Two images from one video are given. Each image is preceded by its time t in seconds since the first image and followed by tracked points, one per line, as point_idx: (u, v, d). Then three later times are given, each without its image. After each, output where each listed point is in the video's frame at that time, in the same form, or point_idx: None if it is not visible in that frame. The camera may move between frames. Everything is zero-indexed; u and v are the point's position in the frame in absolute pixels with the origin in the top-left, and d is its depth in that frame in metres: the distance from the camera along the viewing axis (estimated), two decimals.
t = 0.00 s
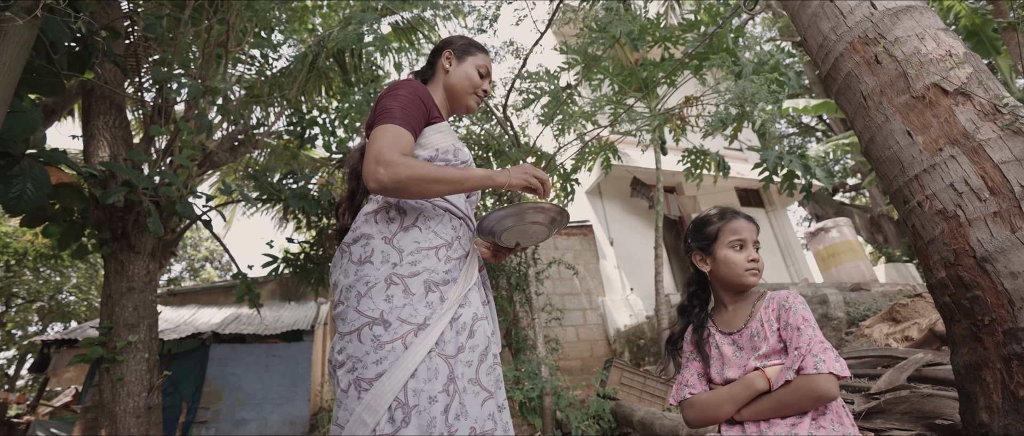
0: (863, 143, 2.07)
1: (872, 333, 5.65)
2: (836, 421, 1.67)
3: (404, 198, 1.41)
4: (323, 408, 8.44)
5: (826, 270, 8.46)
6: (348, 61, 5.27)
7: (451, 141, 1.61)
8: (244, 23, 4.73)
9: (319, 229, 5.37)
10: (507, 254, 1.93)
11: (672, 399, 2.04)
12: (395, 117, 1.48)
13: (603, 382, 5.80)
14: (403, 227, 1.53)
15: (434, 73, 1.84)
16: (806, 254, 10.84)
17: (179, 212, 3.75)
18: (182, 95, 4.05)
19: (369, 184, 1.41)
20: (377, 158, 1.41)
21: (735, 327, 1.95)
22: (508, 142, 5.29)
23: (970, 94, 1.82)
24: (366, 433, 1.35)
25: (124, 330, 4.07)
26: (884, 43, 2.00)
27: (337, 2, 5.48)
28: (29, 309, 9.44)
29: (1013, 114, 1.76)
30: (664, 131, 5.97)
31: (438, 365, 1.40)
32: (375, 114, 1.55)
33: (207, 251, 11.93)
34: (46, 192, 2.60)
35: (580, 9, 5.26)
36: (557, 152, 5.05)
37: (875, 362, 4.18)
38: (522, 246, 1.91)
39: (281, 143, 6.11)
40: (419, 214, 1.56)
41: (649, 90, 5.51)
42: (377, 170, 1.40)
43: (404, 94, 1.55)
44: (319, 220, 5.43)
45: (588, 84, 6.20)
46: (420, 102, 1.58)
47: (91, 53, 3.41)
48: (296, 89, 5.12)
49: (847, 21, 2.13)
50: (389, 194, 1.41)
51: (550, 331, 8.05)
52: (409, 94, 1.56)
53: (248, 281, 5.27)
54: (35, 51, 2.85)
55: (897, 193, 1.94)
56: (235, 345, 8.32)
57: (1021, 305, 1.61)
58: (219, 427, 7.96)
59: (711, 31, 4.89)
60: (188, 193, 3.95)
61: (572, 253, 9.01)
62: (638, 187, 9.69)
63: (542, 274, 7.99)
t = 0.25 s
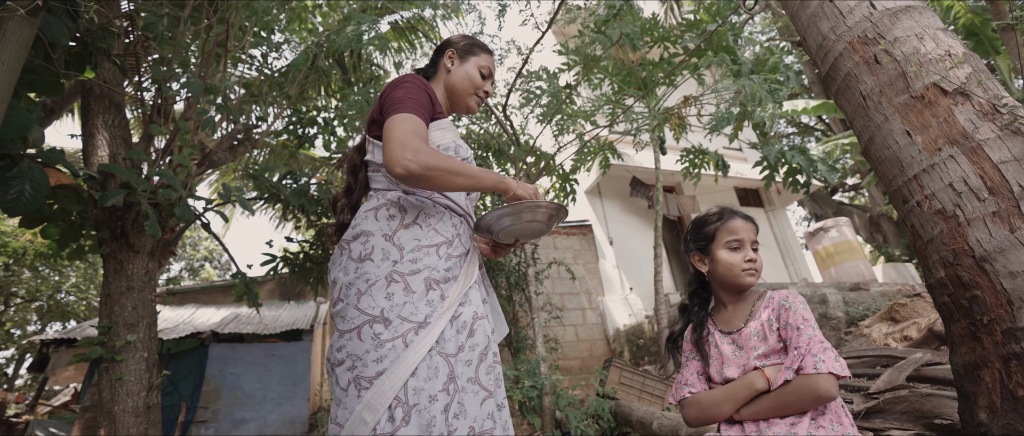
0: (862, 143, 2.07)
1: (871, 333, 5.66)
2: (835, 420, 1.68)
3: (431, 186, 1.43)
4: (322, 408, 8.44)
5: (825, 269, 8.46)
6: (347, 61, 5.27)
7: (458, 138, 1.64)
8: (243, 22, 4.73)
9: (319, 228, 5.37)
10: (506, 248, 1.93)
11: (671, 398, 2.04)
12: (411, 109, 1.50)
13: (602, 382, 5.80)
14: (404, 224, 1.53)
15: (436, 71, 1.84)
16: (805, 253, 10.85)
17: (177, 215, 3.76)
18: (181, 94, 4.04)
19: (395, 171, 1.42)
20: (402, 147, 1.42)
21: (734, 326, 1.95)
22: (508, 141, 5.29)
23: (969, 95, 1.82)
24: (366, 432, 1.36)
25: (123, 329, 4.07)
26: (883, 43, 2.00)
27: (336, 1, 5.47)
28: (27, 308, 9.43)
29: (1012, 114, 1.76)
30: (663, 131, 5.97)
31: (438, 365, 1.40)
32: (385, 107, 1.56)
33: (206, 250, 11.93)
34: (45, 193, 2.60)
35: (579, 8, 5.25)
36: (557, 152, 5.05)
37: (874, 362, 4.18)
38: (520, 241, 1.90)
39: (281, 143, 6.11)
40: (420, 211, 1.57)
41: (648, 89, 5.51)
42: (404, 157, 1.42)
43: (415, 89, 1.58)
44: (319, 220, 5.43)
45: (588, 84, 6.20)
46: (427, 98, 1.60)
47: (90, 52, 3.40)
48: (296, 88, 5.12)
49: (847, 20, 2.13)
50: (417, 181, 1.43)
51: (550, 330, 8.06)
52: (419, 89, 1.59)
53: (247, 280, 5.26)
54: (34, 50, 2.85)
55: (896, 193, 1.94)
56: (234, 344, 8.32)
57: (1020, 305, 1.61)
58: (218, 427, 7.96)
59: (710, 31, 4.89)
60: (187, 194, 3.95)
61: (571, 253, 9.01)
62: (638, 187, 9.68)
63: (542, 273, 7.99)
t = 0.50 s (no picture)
0: (861, 143, 2.07)
1: (871, 333, 5.66)
2: (834, 420, 1.68)
3: (444, 174, 1.45)
4: (322, 407, 8.45)
5: (825, 269, 8.46)
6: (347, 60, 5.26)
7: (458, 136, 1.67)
8: (243, 22, 4.73)
9: (318, 228, 5.37)
10: (505, 247, 1.93)
11: (670, 397, 2.04)
12: (417, 104, 1.53)
13: (602, 381, 5.80)
14: (406, 224, 1.53)
15: (434, 70, 1.84)
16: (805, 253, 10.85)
17: (177, 215, 3.76)
18: (181, 94, 4.04)
19: (408, 159, 1.43)
20: (412, 136, 1.45)
21: (733, 325, 1.94)
22: (508, 141, 5.29)
23: (968, 94, 1.82)
24: (371, 432, 1.34)
25: (123, 329, 4.07)
26: (882, 43, 2.00)
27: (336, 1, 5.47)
28: (27, 308, 9.41)
29: (1012, 114, 1.76)
30: (663, 131, 5.97)
31: (442, 363, 1.40)
32: (389, 103, 1.57)
33: (206, 250, 11.92)
34: (41, 191, 2.61)
35: (579, 8, 5.25)
36: (557, 152, 5.06)
37: (874, 361, 4.18)
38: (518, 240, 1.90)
39: (280, 142, 6.10)
40: (421, 210, 1.57)
41: (648, 88, 5.51)
42: (417, 145, 1.44)
43: (418, 86, 1.60)
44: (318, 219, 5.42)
45: (588, 83, 6.20)
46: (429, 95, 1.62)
47: (89, 51, 3.40)
48: (295, 88, 5.12)
49: (846, 20, 2.13)
50: (427, 169, 1.44)
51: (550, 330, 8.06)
52: (422, 86, 1.62)
53: (247, 280, 5.26)
54: (33, 49, 2.85)
55: (895, 192, 1.94)
56: (234, 344, 8.32)
57: (1020, 304, 1.61)
58: (218, 426, 7.96)
59: (710, 31, 4.89)
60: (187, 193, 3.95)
61: (571, 252, 9.00)
62: (637, 187, 9.69)
63: (542, 273, 7.99)
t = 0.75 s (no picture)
0: (861, 143, 2.07)
1: (870, 333, 5.66)
2: (833, 419, 1.68)
3: (444, 149, 1.48)
4: (322, 407, 8.44)
5: (824, 269, 8.47)
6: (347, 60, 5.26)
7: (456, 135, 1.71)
8: (243, 21, 4.73)
9: (318, 228, 5.37)
10: (506, 243, 1.93)
11: (669, 397, 2.04)
12: (417, 93, 1.59)
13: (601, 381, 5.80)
14: (408, 224, 1.53)
15: (433, 72, 1.84)
16: (804, 253, 10.85)
17: (177, 214, 3.76)
18: (180, 92, 4.04)
19: (409, 132, 1.47)
20: (414, 114, 1.49)
21: (732, 325, 1.95)
22: (508, 141, 5.29)
23: (968, 94, 1.82)
24: (374, 432, 1.34)
25: (122, 328, 4.07)
26: (882, 43, 2.00)
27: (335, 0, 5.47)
28: (26, 308, 9.40)
29: (1011, 115, 1.76)
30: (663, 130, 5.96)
31: (444, 363, 1.40)
32: (389, 94, 1.63)
33: (205, 250, 11.92)
34: (44, 189, 2.61)
35: (579, 8, 5.25)
36: (557, 151, 5.06)
37: (873, 361, 4.18)
38: (520, 236, 1.90)
39: (280, 142, 6.10)
40: (424, 210, 1.57)
41: (648, 88, 5.50)
42: (418, 120, 1.48)
43: (419, 80, 1.67)
44: (318, 219, 5.42)
45: (588, 83, 6.19)
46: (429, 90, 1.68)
47: (89, 50, 3.40)
48: (295, 88, 5.12)
49: (846, 20, 2.13)
50: (427, 142, 1.47)
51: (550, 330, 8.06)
52: (422, 83, 1.68)
53: (246, 279, 5.26)
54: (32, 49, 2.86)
55: (895, 192, 1.95)
56: (234, 344, 8.31)
57: (1019, 304, 1.61)
58: (218, 426, 7.96)
59: (711, 31, 4.89)
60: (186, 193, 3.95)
61: (571, 252, 9.00)
62: (637, 187, 9.70)
63: (542, 273, 7.99)
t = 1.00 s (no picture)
0: (859, 143, 2.08)
1: (869, 333, 5.67)
2: (832, 419, 1.68)
3: (441, 155, 1.47)
4: (320, 407, 8.44)
5: (823, 269, 8.48)
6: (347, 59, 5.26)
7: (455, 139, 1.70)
8: (242, 21, 4.73)
9: (317, 227, 5.37)
10: (504, 244, 1.93)
11: (668, 398, 2.04)
12: (417, 95, 1.60)
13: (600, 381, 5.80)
14: (405, 224, 1.53)
15: (430, 76, 1.84)
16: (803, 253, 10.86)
17: (175, 213, 3.75)
18: (179, 91, 4.04)
19: (409, 135, 1.47)
20: (415, 117, 1.49)
21: (731, 326, 1.95)
22: (508, 141, 5.29)
23: (966, 95, 1.83)
24: (373, 431, 1.34)
25: (121, 328, 4.06)
26: (881, 44, 2.01)
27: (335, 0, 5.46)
28: (24, 307, 9.38)
29: (1009, 115, 1.77)
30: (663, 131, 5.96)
31: (442, 362, 1.41)
32: (389, 94, 1.64)
33: (204, 249, 11.91)
34: (41, 188, 2.60)
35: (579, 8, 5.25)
36: (556, 151, 5.06)
37: (872, 361, 4.19)
38: (517, 237, 1.90)
39: (279, 142, 6.10)
40: (421, 211, 1.57)
41: (648, 88, 5.51)
42: (418, 124, 1.48)
43: (418, 81, 1.68)
44: (318, 218, 5.42)
45: (587, 83, 6.19)
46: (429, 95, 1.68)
47: (87, 49, 3.39)
48: (294, 87, 5.12)
49: (845, 20, 2.13)
50: (425, 145, 1.47)
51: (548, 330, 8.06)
52: (420, 84, 1.69)
53: (245, 279, 5.25)
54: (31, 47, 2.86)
55: (893, 192, 1.95)
56: (232, 343, 8.31)
57: (1017, 304, 1.61)
58: (216, 426, 7.96)
59: (711, 31, 4.89)
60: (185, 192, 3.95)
61: (570, 252, 8.99)
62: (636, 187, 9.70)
63: (541, 273, 8.00)
